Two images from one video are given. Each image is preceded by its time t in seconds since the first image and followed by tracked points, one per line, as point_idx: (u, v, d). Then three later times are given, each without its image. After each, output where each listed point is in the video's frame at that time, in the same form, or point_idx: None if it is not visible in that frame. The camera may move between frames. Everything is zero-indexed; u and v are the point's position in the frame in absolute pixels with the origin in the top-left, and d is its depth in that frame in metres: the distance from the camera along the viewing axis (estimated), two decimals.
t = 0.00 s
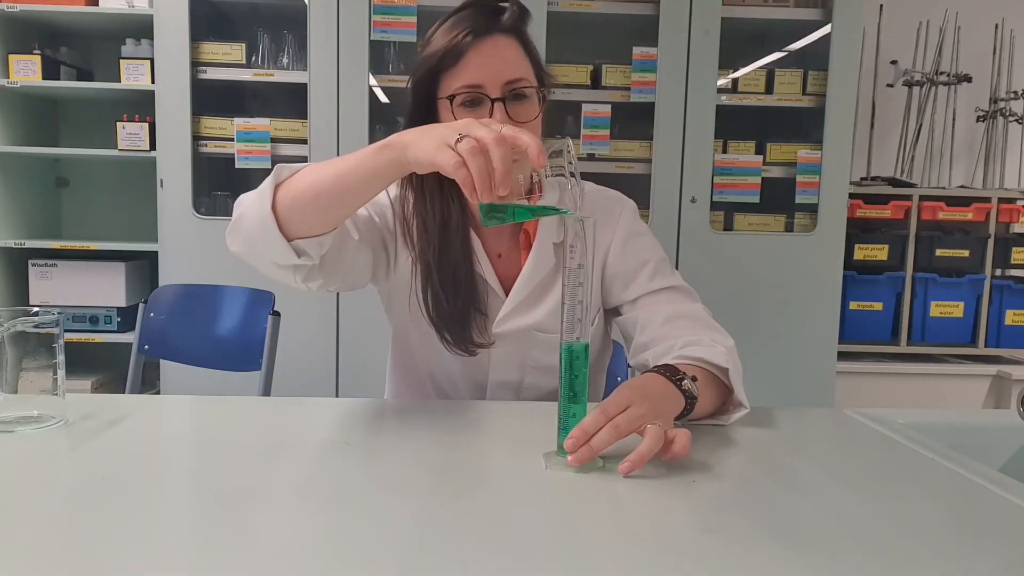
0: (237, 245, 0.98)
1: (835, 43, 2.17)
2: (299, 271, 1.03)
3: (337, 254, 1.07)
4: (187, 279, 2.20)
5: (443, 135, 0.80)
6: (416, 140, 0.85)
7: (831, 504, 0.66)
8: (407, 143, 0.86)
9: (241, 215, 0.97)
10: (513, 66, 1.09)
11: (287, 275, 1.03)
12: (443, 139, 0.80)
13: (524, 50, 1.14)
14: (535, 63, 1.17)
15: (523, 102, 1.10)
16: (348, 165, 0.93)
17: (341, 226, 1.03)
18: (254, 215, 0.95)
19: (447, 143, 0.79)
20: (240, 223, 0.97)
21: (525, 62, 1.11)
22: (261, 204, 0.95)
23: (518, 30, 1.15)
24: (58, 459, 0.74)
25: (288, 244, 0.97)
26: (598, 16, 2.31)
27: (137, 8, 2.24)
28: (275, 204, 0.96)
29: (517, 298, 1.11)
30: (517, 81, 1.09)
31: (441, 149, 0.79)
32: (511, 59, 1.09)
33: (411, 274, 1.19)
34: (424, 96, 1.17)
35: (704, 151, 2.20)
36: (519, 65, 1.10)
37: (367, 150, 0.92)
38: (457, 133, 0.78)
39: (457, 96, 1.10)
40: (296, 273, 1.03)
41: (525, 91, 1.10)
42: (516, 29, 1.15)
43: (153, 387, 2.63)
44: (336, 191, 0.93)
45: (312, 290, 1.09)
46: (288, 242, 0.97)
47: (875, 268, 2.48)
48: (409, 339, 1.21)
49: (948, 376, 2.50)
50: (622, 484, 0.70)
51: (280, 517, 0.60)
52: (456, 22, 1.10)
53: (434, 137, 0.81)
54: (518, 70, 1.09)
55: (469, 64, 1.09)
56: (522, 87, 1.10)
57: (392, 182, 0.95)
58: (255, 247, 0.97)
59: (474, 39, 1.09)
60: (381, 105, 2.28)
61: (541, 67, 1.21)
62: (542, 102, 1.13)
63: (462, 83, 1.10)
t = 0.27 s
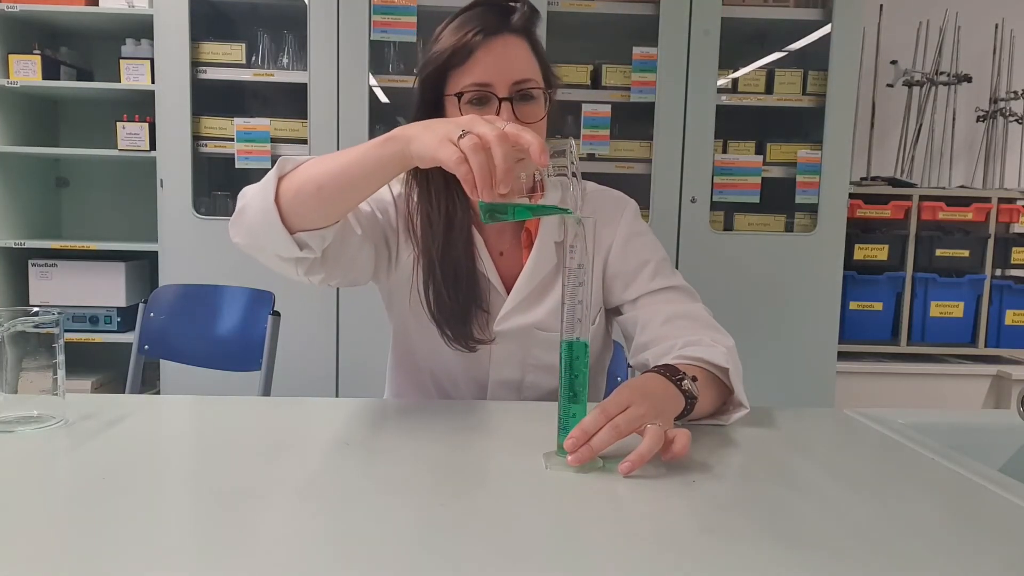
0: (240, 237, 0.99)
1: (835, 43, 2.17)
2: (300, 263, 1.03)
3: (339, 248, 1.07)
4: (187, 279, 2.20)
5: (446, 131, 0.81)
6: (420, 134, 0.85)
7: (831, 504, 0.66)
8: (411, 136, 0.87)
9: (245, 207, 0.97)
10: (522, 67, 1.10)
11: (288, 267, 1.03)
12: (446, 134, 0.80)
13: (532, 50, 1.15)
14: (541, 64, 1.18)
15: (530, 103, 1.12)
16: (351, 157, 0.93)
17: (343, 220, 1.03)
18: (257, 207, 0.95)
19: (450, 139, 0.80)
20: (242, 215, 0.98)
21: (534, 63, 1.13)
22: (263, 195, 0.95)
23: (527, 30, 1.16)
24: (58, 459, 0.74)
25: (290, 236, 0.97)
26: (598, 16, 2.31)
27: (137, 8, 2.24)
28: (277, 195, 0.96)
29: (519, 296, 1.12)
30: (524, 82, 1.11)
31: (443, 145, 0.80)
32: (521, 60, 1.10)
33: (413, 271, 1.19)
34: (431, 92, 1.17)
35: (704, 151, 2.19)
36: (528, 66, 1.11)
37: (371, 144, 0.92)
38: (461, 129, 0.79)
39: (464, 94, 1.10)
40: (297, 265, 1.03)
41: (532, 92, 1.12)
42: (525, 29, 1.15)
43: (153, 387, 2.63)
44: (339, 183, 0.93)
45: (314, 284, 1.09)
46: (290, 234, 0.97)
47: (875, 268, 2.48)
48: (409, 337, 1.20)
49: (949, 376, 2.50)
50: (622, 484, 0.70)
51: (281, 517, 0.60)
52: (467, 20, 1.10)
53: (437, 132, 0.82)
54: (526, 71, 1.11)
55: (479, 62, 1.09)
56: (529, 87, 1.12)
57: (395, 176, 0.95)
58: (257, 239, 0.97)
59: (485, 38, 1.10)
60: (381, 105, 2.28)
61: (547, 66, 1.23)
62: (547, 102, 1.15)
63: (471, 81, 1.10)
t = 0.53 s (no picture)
0: (243, 228, 0.99)
1: (835, 43, 2.17)
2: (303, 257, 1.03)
3: (341, 244, 1.07)
4: (186, 279, 2.20)
5: (450, 127, 0.81)
6: (423, 129, 0.85)
7: (829, 504, 0.66)
8: (414, 131, 0.86)
9: (248, 199, 0.98)
10: (533, 68, 1.10)
11: (291, 260, 1.04)
12: (450, 130, 0.80)
13: (545, 52, 1.15)
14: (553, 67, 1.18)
15: (539, 105, 1.11)
16: (355, 152, 0.93)
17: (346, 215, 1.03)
18: (261, 200, 0.95)
19: (453, 135, 0.80)
20: (246, 208, 0.98)
21: (544, 65, 1.13)
22: (267, 188, 0.95)
23: (540, 32, 1.16)
24: (58, 459, 0.73)
25: (293, 229, 0.97)
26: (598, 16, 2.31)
27: (137, 8, 2.24)
28: (280, 188, 0.96)
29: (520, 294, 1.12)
30: (535, 83, 1.10)
31: (446, 140, 0.79)
32: (532, 60, 1.10)
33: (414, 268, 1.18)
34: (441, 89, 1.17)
35: (704, 151, 2.19)
36: (539, 67, 1.11)
37: (374, 138, 0.92)
38: (463, 126, 0.79)
39: (474, 92, 1.10)
40: (300, 259, 1.03)
41: (542, 93, 1.11)
42: (538, 31, 1.15)
43: (153, 387, 2.63)
44: (342, 178, 0.93)
45: (315, 278, 1.09)
46: (293, 227, 0.97)
47: (875, 268, 2.48)
48: (410, 335, 1.20)
49: (949, 376, 2.50)
50: (622, 484, 0.70)
51: (280, 517, 0.59)
52: (480, 19, 1.11)
53: (440, 128, 0.82)
54: (537, 72, 1.10)
55: (490, 60, 1.09)
56: (539, 88, 1.11)
57: (398, 172, 0.95)
58: (260, 232, 0.97)
59: (496, 37, 1.10)
60: (380, 105, 2.28)
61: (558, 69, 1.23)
62: (556, 105, 1.14)
63: (481, 79, 1.10)
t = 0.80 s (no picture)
0: (246, 222, 0.99)
1: (835, 42, 2.17)
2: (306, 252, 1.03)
3: (344, 240, 1.07)
4: (187, 279, 2.20)
5: (452, 124, 0.81)
6: (427, 125, 0.85)
7: (829, 504, 0.66)
8: (418, 127, 0.86)
9: (252, 192, 0.97)
10: (545, 70, 1.10)
11: (294, 255, 1.03)
12: (451, 127, 0.80)
13: (556, 54, 1.15)
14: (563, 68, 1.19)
15: (548, 106, 1.13)
16: (358, 147, 0.93)
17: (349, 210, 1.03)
18: (264, 193, 0.95)
19: (455, 131, 0.80)
20: (250, 201, 0.98)
21: (556, 67, 1.13)
22: (271, 182, 0.95)
23: (552, 34, 1.16)
24: (58, 459, 0.73)
25: (296, 223, 0.97)
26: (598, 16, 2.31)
27: (137, 8, 2.24)
28: (284, 182, 0.96)
29: (524, 292, 1.12)
30: (545, 85, 1.11)
31: (448, 138, 0.80)
32: (545, 63, 1.11)
33: (417, 266, 1.19)
34: (451, 86, 1.17)
35: (704, 151, 2.19)
36: (551, 69, 1.11)
37: (378, 134, 0.92)
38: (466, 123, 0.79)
39: (485, 90, 1.11)
40: (302, 254, 1.03)
41: (552, 95, 1.13)
42: (550, 33, 1.16)
43: (153, 387, 2.63)
44: (346, 173, 0.93)
45: (318, 273, 1.09)
46: (296, 221, 0.97)
47: (875, 268, 2.48)
48: (412, 334, 1.20)
49: (949, 376, 2.50)
50: (623, 484, 0.70)
51: (281, 517, 0.59)
52: (494, 18, 1.10)
53: (444, 125, 0.82)
54: (548, 74, 1.11)
55: (503, 60, 1.09)
56: (550, 90, 1.12)
57: (402, 168, 0.95)
58: (264, 225, 0.97)
59: (509, 37, 1.10)
60: (380, 105, 2.28)
61: (568, 70, 1.23)
62: (565, 107, 1.16)
63: (493, 77, 1.10)
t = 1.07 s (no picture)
0: (250, 218, 0.99)
1: (836, 42, 2.17)
2: (309, 250, 1.03)
3: (347, 237, 1.07)
4: (187, 279, 2.20)
5: (454, 123, 0.81)
6: (429, 123, 0.85)
7: (829, 504, 0.66)
8: (420, 125, 0.86)
9: (256, 189, 0.98)
10: (556, 72, 1.11)
11: (297, 253, 1.03)
12: (452, 126, 0.81)
13: (569, 56, 1.15)
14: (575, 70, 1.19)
15: (558, 108, 1.13)
16: (362, 145, 0.93)
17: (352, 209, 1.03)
18: (268, 191, 0.95)
19: (457, 131, 0.80)
20: (254, 199, 0.98)
21: (568, 68, 1.13)
22: (274, 179, 0.95)
23: (566, 36, 1.16)
24: (58, 458, 0.73)
25: (299, 221, 0.97)
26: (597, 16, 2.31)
27: (137, 8, 2.24)
28: (288, 180, 0.96)
29: (526, 290, 1.12)
30: (556, 86, 1.11)
31: (450, 136, 0.80)
32: (557, 64, 1.11)
33: (419, 264, 1.19)
34: (462, 83, 1.17)
35: (704, 151, 2.19)
36: (562, 71, 1.12)
37: (381, 131, 0.92)
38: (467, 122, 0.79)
39: (495, 89, 1.11)
40: (305, 251, 1.03)
41: (562, 98, 1.13)
42: (564, 35, 1.15)
43: (153, 387, 2.63)
44: (349, 171, 0.93)
45: (321, 270, 1.09)
46: (300, 219, 0.97)
47: (875, 268, 2.48)
48: (414, 332, 1.20)
49: (949, 376, 2.50)
50: (622, 484, 0.70)
51: (281, 517, 0.59)
52: (507, 17, 1.11)
53: (446, 124, 0.82)
54: (559, 76, 1.11)
55: (515, 59, 1.09)
56: (560, 92, 1.13)
57: (404, 166, 0.94)
58: (267, 223, 0.97)
59: (522, 37, 1.10)
60: (381, 105, 2.28)
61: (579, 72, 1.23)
62: (574, 109, 1.16)
63: (503, 76, 1.10)
